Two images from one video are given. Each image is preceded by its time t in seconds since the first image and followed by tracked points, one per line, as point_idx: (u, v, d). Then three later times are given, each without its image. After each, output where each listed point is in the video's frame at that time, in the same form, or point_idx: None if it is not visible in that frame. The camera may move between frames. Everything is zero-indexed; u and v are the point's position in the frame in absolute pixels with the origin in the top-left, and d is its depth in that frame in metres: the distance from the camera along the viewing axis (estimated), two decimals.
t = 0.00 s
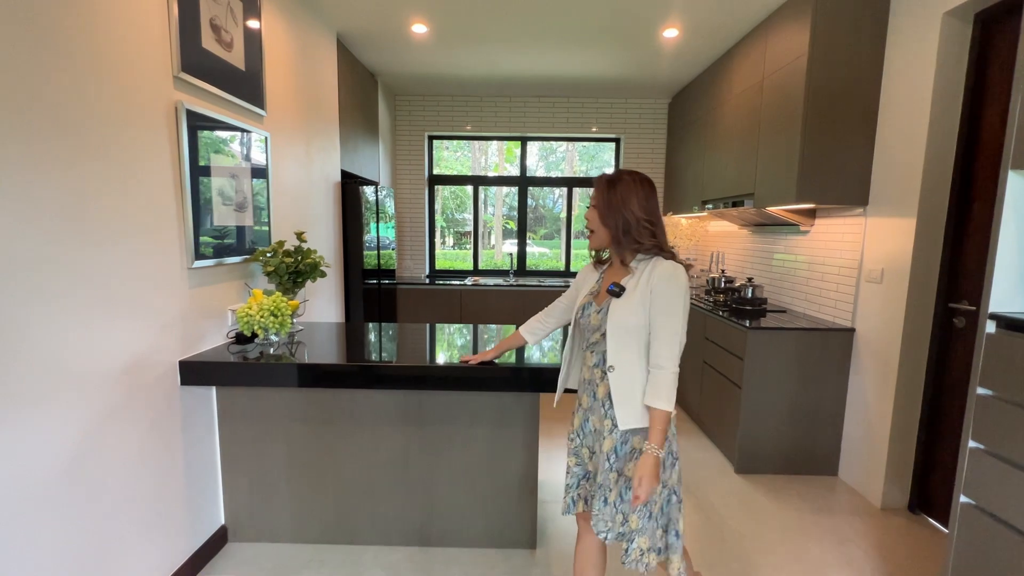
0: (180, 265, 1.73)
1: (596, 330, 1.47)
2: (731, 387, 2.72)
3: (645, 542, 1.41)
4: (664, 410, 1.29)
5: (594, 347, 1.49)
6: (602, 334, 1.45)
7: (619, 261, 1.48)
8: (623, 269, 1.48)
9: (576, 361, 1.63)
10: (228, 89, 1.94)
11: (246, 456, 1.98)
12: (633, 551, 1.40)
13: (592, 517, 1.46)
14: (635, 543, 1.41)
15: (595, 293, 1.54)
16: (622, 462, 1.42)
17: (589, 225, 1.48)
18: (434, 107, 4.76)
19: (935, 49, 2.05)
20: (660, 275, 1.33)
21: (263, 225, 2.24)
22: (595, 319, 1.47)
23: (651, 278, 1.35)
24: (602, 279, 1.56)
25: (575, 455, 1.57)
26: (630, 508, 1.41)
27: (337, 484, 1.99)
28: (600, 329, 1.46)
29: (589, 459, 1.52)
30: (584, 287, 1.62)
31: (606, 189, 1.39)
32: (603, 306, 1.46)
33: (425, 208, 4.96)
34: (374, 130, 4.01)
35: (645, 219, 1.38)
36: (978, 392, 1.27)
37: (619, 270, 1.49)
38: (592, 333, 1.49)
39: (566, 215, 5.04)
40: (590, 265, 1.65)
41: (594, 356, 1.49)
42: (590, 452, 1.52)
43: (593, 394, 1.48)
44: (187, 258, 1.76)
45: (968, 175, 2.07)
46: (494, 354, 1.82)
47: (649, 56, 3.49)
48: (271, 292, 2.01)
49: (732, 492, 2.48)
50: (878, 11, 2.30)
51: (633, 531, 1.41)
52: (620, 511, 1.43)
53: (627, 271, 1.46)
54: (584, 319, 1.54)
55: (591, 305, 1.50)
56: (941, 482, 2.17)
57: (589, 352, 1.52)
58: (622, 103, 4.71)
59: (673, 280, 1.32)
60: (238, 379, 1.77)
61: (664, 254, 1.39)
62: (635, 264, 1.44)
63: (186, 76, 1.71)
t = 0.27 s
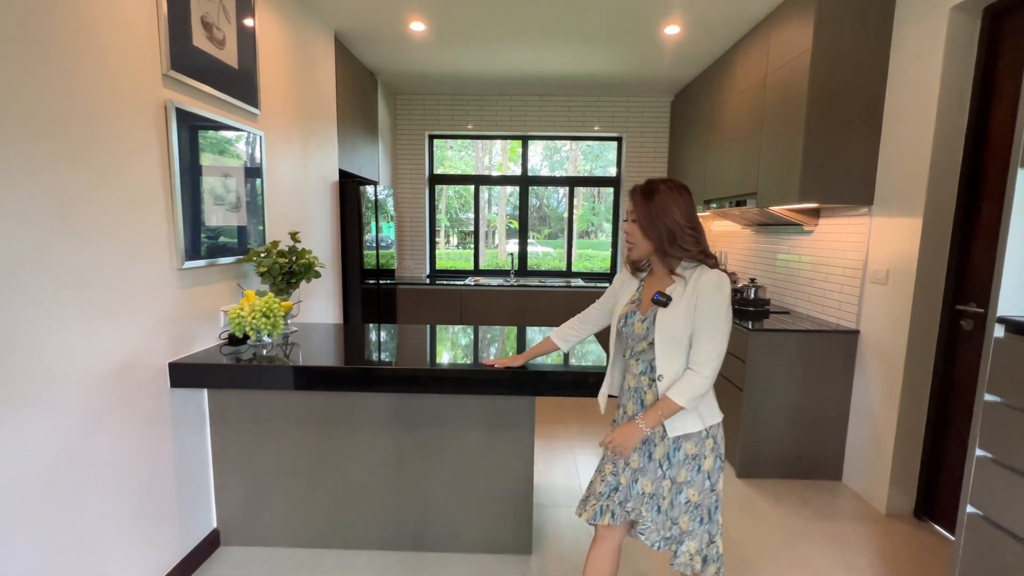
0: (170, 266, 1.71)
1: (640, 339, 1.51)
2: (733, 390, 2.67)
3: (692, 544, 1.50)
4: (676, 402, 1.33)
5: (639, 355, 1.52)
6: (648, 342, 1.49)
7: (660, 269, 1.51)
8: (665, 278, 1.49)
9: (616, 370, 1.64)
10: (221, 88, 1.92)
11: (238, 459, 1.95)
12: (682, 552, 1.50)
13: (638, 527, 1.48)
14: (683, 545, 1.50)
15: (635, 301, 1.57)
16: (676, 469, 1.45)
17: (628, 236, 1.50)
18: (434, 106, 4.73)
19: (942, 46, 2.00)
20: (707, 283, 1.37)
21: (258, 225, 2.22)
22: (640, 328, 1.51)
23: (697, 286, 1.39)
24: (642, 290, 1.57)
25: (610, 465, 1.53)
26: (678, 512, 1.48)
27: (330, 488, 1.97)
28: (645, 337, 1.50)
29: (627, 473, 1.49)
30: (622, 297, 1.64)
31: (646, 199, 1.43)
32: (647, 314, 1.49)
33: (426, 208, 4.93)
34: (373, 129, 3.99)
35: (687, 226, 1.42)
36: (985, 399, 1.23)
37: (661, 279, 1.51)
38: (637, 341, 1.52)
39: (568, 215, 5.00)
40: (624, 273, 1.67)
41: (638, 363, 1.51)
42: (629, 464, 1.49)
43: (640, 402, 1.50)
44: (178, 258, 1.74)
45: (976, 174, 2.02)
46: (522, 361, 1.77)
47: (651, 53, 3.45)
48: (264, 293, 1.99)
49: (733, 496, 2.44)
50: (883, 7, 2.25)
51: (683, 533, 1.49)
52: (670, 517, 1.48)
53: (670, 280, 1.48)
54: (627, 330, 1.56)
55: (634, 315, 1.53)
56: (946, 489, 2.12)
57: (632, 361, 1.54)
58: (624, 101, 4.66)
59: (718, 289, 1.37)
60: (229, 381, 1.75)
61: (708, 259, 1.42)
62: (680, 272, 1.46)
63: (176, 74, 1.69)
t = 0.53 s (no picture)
0: (158, 266, 1.69)
1: (662, 335, 1.48)
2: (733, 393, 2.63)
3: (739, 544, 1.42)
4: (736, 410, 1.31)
5: (661, 351, 1.49)
6: (670, 338, 1.46)
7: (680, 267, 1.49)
8: (685, 275, 1.47)
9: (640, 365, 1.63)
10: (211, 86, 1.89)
11: (229, 462, 1.93)
12: (733, 555, 1.41)
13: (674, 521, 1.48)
14: (729, 546, 1.42)
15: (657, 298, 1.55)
16: (701, 462, 1.42)
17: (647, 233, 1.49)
18: (434, 105, 4.70)
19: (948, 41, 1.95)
20: (729, 279, 1.34)
21: (250, 225, 2.19)
22: (661, 323, 1.48)
23: (719, 283, 1.37)
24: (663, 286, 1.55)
25: (635, 458, 1.55)
26: (716, 511, 1.42)
27: (322, 491, 1.94)
28: (667, 333, 1.47)
29: (654, 464, 1.51)
30: (645, 293, 1.62)
31: (664, 195, 1.41)
32: (668, 310, 1.47)
33: (425, 207, 4.90)
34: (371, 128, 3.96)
35: (707, 222, 1.39)
36: (991, 406, 1.20)
37: (681, 276, 1.49)
38: (659, 337, 1.49)
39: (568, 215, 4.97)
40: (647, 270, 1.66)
41: (661, 359, 1.49)
42: (655, 455, 1.51)
43: (663, 397, 1.49)
44: (166, 259, 1.71)
45: (983, 173, 1.98)
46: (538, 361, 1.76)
47: (652, 51, 3.40)
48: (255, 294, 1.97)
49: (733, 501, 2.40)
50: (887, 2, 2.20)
51: (728, 535, 1.41)
52: (706, 516, 1.42)
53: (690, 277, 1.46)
54: (649, 325, 1.54)
55: (656, 311, 1.51)
56: (951, 495, 2.08)
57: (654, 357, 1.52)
58: (625, 100, 4.62)
59: (745, 286, 1.32)
60: (219, 384, 1.73)
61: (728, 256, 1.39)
62: (700, 269, 1.43)
63: (163, 72, 1.66)
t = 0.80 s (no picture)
0: (148, 267, 1.67)
1: (667, 330, 1.50)
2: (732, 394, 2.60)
3: (738, 531, 1.44)
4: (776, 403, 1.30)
5: (666, 345, 1.51)
6: (676, 333, 1.48)
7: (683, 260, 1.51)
8: (690, 269, 1.49)
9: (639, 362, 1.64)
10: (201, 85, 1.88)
11: (221, 465, 1.91)
12: (728, 538, 1.45)
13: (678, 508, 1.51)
14: (727, 532, 1.45)
15: (660, 293, 1.57)
16: (703, 454, 1.44)
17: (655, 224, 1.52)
18: (433, 104, 4.68)
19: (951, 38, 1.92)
20: (740, 274, 1.38)
21: (244, 226, 2.17)
22: (666, 318, 1.50)
23: (726, 279, 1.40)
24: (666, 280, 1.57)
25: (641, 449, 1.58)
26: (715, 499, 1.44)
27: (314, 495, 1.92)
28: (672, 328, 1.49)
29: (661, 453, 1.54)
30: (646, 288, 1.64)
31: (676, 188, 1.44)
32: (674, 305, 1.49)
33: (424, 207, 4.88)
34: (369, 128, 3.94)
35: (716, 217, 1.42)
36: (994, 411, 1.17)
37: (684, 270, 1.51)
38: (664, 332, 1.51)
39: (568, 215, 4.94)
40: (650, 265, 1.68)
41: (665, 354, 1.51)
42: (661, 445, 1.54)
43: (666, 390, 1.51)
44: (156, 259, 1.70)
45: (986, 171, 1.94)
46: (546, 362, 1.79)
47: (651, 50, 3.37)
48: (248, 295, 1.95)
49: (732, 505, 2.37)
50: None
51: (724, 519, 1.44)
52: (705, 504, 1.45)
53: (695, 271, 1.48)
54: (652, 320, 1.56)
55: (661, 306, 1.53)
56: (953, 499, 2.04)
57: (658, 352, 1.54)
58: (625, 99, 4.59)
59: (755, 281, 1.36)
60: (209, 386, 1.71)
61: (734, 252, 1.43)
62: (704, 263, 1.46)
63: (153, 70, 1.64)
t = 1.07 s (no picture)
0: (140, 267, 1.66)
1: (662, 326, 1.55)
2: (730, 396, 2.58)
3: (724, 521, 1.49)
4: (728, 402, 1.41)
5: (659, 340, 1.56)
6: (671, 329, 1.53)
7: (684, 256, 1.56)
8: (687, 266, 1.55)
9: (627, 355, 1.69)
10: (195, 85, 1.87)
11: (214, 466, 1.90)
12: (715, 525, 1.50)
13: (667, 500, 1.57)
14: (714, 522, 1.50)
15: (655, 288, 1.61)
16: (694, 447, 1.52)
17: (667, 216, 1.53)
18: (432, 104, 4.67)
19: (951, 36, 1.90)
20: (735, 275, 1.43)
21: (238, 226, 2.16)
22: (662, 315, 1.55)
23: (723, 280, 1.45)
24: (660, 275, 1.62)
25: (634, 441, 1.67)
26: (703, 490, 1.50)
27: (307, 497, 1.91)
28: (667, 324, 1.54)
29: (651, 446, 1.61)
30: (638, 282, 1.68)
31: (698, 184, 1.48)
32: (670, 302, 1.53)
33: (423, 207, 4.87)
34: (367, 128, 3.93)
35: (727, 219, 1.49)
36: (993, 414, 1.15)
37: (682, 267, 1.56)
38: (658, 328, 1.56)
39: (567, 215, 4.92)
40: (641, 260, 1.72)
41: (658, 349, 1.57)
42: (652, 438, 1.61)
43: (659, 385, 1.57)
44: (148, 259, 1.68)
45: (987, 171, 1.92)
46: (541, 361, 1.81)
47: (650, 49, 3.36)
48: (241, 295, 1.94)
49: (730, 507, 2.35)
50: None
51: (711, 508, 1.50)
52: (694, 495, 1.51)
53: (692, 268, 1.54)
54: (646, 316, 1.60)
55: (656, 302, 1.57)
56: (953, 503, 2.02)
57: (650, 347, 1.59)
58: (625, 98, 4.57)
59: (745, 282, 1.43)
60: (200, 387, 1.70)
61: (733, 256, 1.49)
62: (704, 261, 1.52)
63: (144, 69, 1.63)
